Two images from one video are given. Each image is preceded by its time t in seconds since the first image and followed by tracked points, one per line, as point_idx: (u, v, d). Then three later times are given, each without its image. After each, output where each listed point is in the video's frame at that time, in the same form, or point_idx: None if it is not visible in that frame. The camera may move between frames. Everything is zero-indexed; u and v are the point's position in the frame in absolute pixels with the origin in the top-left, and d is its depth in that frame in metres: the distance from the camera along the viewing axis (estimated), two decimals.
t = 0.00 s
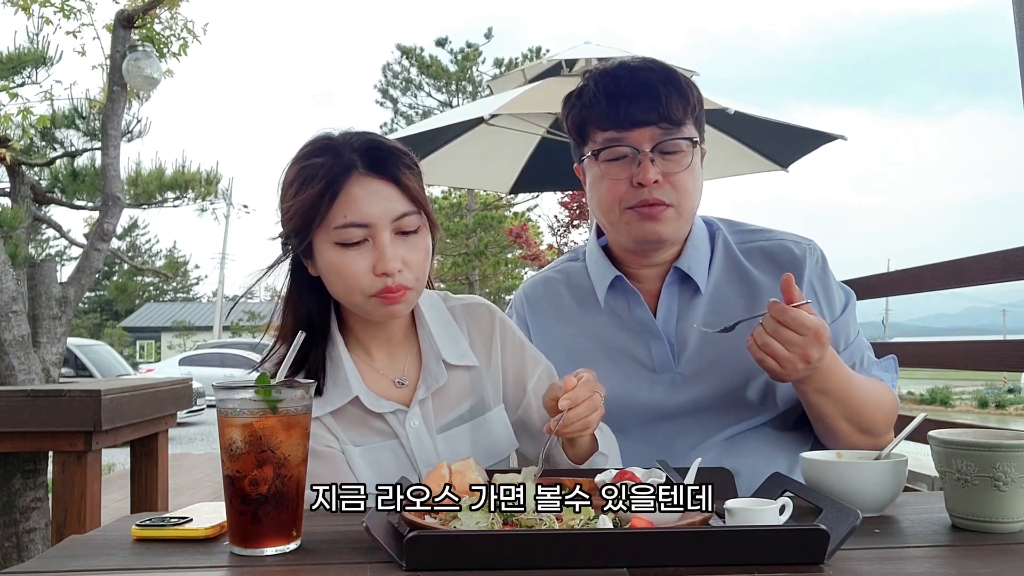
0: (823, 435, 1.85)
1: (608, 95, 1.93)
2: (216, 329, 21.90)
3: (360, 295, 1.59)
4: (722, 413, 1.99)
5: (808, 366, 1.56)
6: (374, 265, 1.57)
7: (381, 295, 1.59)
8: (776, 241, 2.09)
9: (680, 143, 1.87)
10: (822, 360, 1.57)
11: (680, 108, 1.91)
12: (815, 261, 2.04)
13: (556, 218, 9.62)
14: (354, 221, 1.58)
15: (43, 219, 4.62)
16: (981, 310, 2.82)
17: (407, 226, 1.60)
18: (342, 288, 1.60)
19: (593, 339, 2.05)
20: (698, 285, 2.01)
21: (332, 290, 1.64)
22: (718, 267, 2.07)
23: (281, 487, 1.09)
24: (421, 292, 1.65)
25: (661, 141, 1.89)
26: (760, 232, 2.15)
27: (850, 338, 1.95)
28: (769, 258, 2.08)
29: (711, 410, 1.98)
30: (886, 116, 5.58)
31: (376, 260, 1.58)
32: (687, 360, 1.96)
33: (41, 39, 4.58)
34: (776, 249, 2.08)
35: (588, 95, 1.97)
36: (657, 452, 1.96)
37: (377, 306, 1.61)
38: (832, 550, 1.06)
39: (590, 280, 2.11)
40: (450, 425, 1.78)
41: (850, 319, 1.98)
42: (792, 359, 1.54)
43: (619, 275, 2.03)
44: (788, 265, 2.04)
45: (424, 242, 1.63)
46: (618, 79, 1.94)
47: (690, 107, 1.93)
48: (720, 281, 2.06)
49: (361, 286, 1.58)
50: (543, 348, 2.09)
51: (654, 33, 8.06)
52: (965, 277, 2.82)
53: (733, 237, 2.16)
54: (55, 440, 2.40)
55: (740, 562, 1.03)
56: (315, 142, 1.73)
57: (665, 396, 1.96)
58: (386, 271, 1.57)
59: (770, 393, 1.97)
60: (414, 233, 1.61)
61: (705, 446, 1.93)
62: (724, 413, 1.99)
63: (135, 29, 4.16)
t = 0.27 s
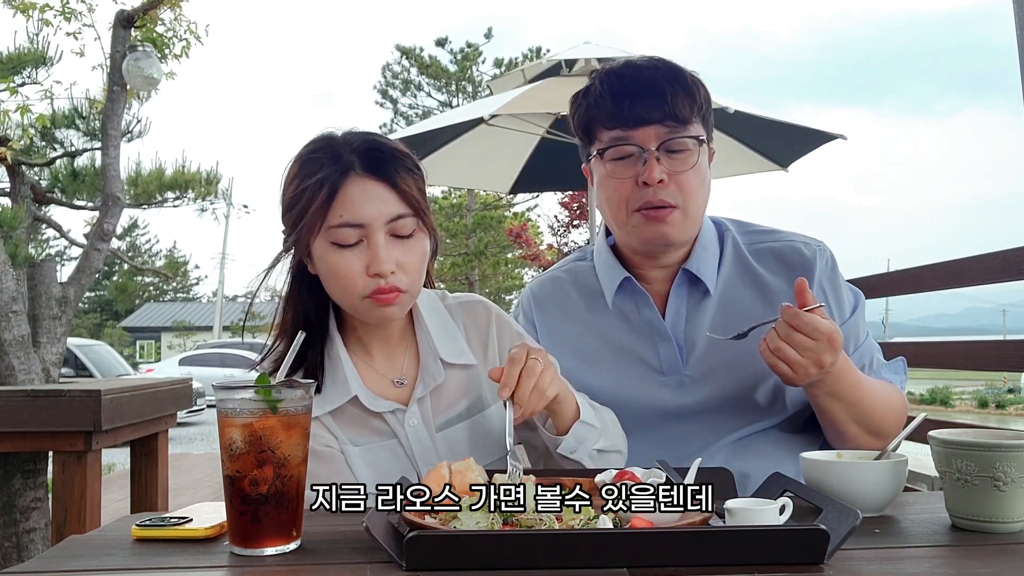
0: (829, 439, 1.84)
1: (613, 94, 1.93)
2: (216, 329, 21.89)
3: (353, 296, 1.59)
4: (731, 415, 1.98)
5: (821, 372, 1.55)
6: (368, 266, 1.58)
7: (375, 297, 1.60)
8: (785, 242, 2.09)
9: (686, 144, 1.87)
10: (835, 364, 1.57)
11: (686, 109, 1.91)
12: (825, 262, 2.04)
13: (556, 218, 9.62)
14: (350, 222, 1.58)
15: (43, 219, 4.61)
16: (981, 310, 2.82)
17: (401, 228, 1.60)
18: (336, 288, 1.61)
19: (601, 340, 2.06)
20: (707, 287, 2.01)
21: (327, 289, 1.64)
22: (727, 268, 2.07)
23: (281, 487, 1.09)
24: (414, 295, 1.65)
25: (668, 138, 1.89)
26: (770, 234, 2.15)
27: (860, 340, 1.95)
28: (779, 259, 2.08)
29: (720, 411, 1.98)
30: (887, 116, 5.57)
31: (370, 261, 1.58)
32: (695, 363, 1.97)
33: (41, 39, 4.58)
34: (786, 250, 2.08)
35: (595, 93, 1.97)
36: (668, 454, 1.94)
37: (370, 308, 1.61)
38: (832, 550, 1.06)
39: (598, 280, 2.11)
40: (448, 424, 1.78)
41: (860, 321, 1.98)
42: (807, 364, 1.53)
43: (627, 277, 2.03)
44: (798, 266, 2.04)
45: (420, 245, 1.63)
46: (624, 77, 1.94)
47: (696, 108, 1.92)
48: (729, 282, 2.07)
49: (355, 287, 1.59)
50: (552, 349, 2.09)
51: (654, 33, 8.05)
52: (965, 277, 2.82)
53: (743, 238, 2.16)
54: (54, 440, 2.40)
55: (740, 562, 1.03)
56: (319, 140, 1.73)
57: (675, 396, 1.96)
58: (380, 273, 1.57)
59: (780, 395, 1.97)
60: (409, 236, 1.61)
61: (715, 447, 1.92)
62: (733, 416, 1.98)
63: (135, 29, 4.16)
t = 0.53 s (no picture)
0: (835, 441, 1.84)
1: (620, 93, 1.93)
2: (216, 329, 21.87)
3: (360, 289, 1.58)
4: (741, 418, 1.98)
5: (832, 374, 1.55)
6: (375, 258, 1.57)
7: (383, 290, 1.59)
8: (793, 242, 2.08)
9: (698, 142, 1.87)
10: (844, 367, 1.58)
11: (696, 108, 1.91)
12: (833, 262, 2.04)
13: (556, 218, 9.62)
14: (356, 213, 1.58)
15: (43, 219, 4.61)
16: (981, 310, 2.82)
17: (406, 220, 1.61)
18: (342, 282, 1.60)
19: (609, 341, 2.05)
20: (716, 288, 2.01)
21: (332, 285, 1.63)
22: (734, 268, 2.07)
23: (281, 487, 1.09)
24: (420, 289, 1.65)
25: (676, 138, 1.89)
26: (776, 233, 2.15)
27: (866, 341, 1.96)
28: (786, 259, 2.07)
29: (728, 414, 1.98)
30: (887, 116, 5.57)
31: (376, 253, 1.57)
32: (704, 365, 1.97)
33: (41, 39, 4.58)
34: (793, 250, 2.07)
35: (600, 94, 1.98)
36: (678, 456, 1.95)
37: (377, 301, 1.60)
38: (832, 549, 1.06)
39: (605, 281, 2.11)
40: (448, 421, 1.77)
41: (866, 323, 1.98)
42: (819, 367, 1.53)
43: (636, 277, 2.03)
44: (805, 266, 2.04)
45: (425, 238, 1.64)
46: (632, 75, 1.94)
47: (706, 106, 1.93)
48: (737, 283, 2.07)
49: (361, 279, 1.58)
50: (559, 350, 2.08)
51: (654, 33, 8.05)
52: (965, 277, 2.82)
53: (749, 237, 2.15)
54: (54, 440, 2.40)
55: (740, 562, 1.03)
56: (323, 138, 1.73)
57: (684, 399, 1.96)
58: (387, 264, 1.57)
59: (789, 397, 1.98)
60: (413, 228, 1.62)
61: (725, 451, 1.93)
62: (742, 418, 1.99)
63: (135, 29, 4.16)
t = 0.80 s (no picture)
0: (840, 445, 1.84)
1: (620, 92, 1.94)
2: (216, 329, 21.86)
3: (361, 283, 1.58)
4: (753, 421, 1.97)
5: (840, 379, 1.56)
6: (375, 252, 1.57)
7: (382, 285, 1.59)
8: (802, 243, 2.08)
9: (692, 138, 1.86)
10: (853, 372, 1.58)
11: (691, 104, 1.91)
12: (842, 263, 2.04)
13: (556, 218, 9.62)
14: (357, 207, 1.58)
15: (43, 219, 4.61)
16: (980, 310, 2.82)
17: (406, 216, 1.61)
18: (342, 276, 1.60)
19: (619, 342, 2.06)
20: (727, 288, 2.01)
21: (332, 280, 1.64)
22: (744, 270, 2.07)
23: (281, 487, 1.09)
24: (420, 284, 1.65)
25: (667, 136, 1.89)
26: (785, 234, 2.15)
27: (872, 344, 1.96)
28: (796, 260, 2.07)
29: (741, 419, 1.97)
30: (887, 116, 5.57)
31: (377, 248, 1.58)
32: (715, 367, 1.96)
33: (41, 39, 4.57)
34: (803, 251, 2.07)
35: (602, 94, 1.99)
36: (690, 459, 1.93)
37: (376, 297, 1.60)
38: (832, 550, 1.06)
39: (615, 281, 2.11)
40: (446, 419, 1.78)
41: (873, 324, 1.99)
42: (828, 371, 1.54)
43: (648, 279, 2.02)
44: (815, 268, 2.04)
45: (425, 234, 1.64)
46: (627, 75, 1.95)
47: (703, 101, 1.92)
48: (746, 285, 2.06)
49: (362, 273, 1.58)
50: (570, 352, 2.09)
51: (654, 33, 8.06)
52: (965, 277, 2.82)
53: (758, 239, 2.15)
54: (54, 439, 2.40)
55: (740, 562, 1.03)
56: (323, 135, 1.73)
57: (694, 402, 1.96)
58: (387, 258, 1.57)
59: (799, 401, 1.98)
60: (414, 223, 1.62)
61: (738, 454, 1.91)
62: (754, 421, 1.97)
63: (135, 29, 4.15)
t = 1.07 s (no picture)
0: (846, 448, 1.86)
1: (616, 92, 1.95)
2: (216, 329, 21.88)
3: (361, 283, 1.58)
4: (762, 427, 1.98)
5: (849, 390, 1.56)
6: (377, 252, 1.57)
7: (383, 284, 1.59)
8: (813, 246, 2.07)
9: (674, 136, 1.88)
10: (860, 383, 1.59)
11: (680, 102, 1.91)
12: (852, 267, 2.03)
13: (556, 218, 9.62)
14: (359, 207, 1.58)
15: (43, 219, 4.61)
16: (981, 310, 2.82)
17: (408, 216, 1.61)
18: (343, 276, 1.59)
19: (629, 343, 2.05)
20: (737, 289, 2.00)
21: (333, 279, 1.63)
22: (754, 272, 2.06)
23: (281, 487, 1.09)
24: (421, 284, 1.64)
25: (654, 135, 1.90)
26: (796, 236, 2.14)
27: (879, 351, 1.98)
28: (806, 264, 2.06)
29: (750, 424, 1.98)
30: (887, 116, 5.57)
31: (379, 247, 1.57)
32: (726, 369, 1.96)
33: (41, 39, 4.58)
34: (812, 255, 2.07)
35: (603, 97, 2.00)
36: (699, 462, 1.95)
37: (377, 296, 1.59)
38: (832, 549, 1.06)
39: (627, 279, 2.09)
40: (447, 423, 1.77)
41: (880, 330, 2.01)
42: (837, 383, 1.55)
43: (660, 279, 2.01)
44: (825, 273, 2.04)
45: (426, 234, 1.64)
46: (622, 77, 1.96)
47: (692, 98, 1.91)
48: (757, 287, 2.06)
49: (363, 273, 1.58)
50: (580, 352, 2.09)
51: (654, 34, 8.06)
52: (965, 277, 2.82)
53: (769, 240, 2.14)
54: (54, 439, 2.40)
55: (741, 562, 1.03)
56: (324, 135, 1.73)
57: (704, 404, 1.96)
58: (389, 257, 1.57)
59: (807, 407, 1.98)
60: (416, 223, 1.62)
61: (747, 459, 1.93)
62: (763, 426, 1.98)
63: (135, 29, 4.15)
